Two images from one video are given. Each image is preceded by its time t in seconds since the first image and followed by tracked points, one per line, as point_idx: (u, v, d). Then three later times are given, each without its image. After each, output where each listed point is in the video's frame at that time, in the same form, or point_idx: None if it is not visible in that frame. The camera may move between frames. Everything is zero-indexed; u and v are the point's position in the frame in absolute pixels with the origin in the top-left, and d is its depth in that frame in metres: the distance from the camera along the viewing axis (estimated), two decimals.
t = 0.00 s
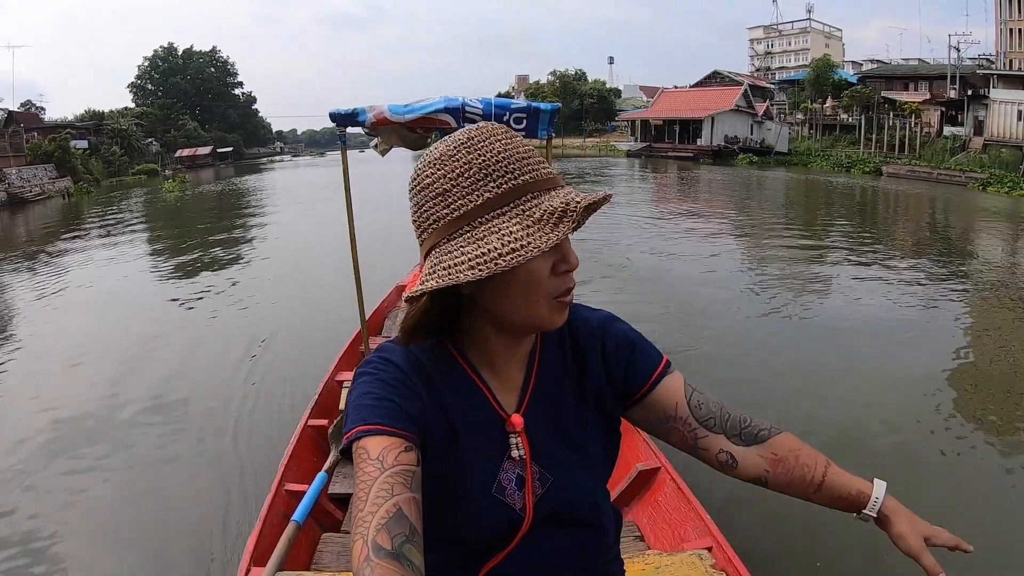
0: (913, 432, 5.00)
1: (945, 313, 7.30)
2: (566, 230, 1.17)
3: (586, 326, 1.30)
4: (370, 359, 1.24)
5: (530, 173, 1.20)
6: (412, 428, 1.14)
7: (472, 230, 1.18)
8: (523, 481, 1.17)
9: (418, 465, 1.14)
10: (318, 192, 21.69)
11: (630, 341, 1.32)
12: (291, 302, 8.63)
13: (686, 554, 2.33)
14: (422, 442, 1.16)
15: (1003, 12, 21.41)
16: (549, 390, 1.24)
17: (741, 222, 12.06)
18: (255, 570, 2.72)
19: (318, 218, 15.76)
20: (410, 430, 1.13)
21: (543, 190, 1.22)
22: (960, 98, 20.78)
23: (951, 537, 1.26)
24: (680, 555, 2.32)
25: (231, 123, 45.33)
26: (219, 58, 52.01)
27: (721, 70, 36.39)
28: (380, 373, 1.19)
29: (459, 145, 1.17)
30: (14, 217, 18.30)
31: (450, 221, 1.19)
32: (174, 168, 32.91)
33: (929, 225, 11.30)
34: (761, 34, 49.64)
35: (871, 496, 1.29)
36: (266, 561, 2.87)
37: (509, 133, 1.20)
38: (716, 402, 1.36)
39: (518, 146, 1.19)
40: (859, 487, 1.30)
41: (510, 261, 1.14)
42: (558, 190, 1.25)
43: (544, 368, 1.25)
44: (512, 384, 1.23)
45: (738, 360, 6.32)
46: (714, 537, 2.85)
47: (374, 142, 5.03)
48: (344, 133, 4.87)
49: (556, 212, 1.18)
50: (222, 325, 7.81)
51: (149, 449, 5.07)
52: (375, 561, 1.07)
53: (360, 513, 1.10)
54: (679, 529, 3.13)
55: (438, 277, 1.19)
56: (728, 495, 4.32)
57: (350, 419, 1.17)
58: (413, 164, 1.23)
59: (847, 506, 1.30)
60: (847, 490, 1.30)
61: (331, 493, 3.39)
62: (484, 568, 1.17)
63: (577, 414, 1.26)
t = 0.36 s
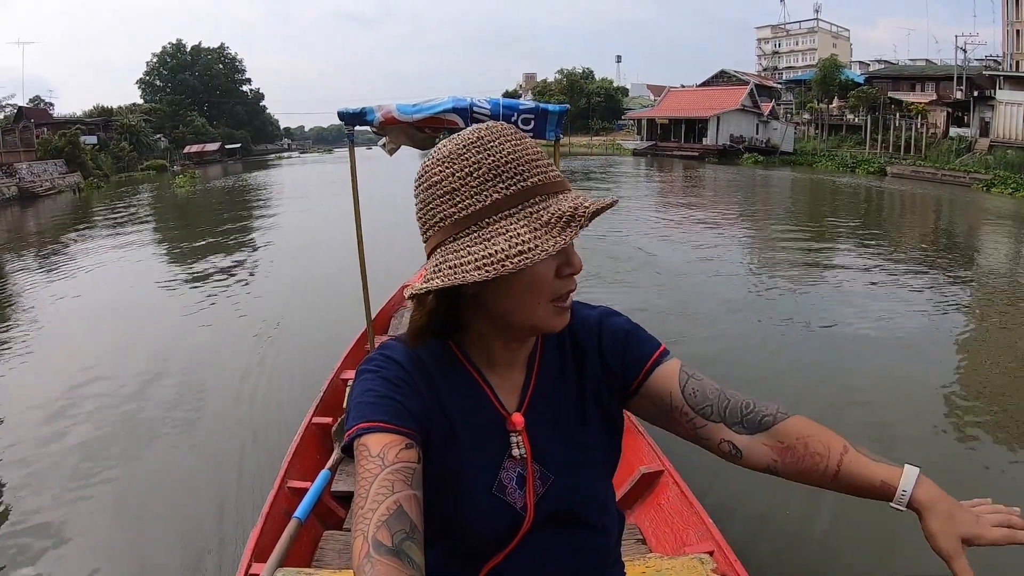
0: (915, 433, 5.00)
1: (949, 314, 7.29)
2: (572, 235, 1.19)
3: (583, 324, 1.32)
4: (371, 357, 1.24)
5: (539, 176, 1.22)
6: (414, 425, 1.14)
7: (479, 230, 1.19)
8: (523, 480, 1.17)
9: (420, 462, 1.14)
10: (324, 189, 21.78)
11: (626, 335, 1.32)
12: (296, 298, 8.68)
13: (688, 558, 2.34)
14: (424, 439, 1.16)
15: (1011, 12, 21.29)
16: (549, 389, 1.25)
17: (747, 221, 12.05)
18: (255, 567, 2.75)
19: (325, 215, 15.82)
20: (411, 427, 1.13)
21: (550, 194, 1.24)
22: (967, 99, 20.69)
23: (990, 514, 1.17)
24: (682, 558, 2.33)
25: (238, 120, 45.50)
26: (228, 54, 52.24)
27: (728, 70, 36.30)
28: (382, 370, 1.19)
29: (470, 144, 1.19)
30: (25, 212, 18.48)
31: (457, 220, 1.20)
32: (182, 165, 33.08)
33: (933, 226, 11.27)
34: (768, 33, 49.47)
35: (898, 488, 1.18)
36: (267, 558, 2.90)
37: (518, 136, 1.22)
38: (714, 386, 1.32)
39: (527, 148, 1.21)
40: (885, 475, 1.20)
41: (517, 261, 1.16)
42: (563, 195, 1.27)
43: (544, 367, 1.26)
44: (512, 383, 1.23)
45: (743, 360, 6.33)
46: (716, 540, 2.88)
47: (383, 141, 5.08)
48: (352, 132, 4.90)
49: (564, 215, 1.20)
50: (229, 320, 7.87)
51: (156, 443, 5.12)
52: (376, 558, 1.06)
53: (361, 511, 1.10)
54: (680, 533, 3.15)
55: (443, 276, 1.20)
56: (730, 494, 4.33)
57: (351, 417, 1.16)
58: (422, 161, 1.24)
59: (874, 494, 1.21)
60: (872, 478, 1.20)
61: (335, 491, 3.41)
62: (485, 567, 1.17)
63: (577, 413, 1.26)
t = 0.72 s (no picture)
0: (918, 435, 5.01)
1: (954, 316, 7.28)
2: (523, 270, 1.17)
3: (587, 344, 1.33)
4: (376, 362, 1.29)
5: (525, 200, 1.23)
6: (411, 433, 1.20)
7: (458, 240, 1.26)
8: (520, 498, 1.20)
9: (416, 470, 1.20)
10: (331, 187, 21.88)
11: (634, 359, 1.32)
12: (302, 297, 8.74)
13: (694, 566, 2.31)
14: (421, 447, 1.22)
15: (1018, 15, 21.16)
16: (551, 406, 1.27)
17: (752, 222, 12.05)
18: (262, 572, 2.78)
19: (332, 214, 15.91)
20: (409, 435, 1.20)
21: (531, 221, 1.24)
22: (973, 101, 20.58)
23: None
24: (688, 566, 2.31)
25: (247, 118, 45.73)
26: (237, 53, 52.53)
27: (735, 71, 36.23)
28: (383, 377, 1.25)
29: (465, 155, 1.24)
30: (37, 208, 18.68)
31: (442, 226, 1.28)
32: (190, 163, 33.29)
33: (939, 228, 11.22)
34: (776, 34, 49.33)
35: None
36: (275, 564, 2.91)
37: (522, 156, 1.22)
38: (676, 450, 1.27)
39: (519, 170, 1.21)
40: None
41: (463, 280, 1.21)
42: (552, 223, 1.25)
43: (547, 381, 1.29)
44: (512, 399, 1.27)
45: (748, 360, 6.34)
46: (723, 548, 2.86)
47: (390, 145, 5.13)
48: (358, 136, 4.96)
49: (522, 249, 1.18)
50: (235, 318, 7.93)
51: (165, 439, 5.19)
52: (370, 565, 1.13)
53: (359, 516, 1.17)
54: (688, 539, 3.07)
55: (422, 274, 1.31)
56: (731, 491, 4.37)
57: (352, 421, 1.23)
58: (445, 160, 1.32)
59: None
60: None
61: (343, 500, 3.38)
62: None
63: (575, 434, 1.28)
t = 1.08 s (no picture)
0: (922, 437, 5.01)
1: (960, 319, 7.27)
2: (563, 252, 1.18)
3: (598, 338, 1.35)
4: (384, 357, 1.29)
5: (549, 187, 1.25)
6: (419, 427, 1.20)
7: (478, 231, 1.26)
8: (531, 491, 1.21)
9: (424, 464, 1.20)
10: (337, 188, 21.96)
11: (645, 358, 1.34)
12: (309, 296, 8.81)
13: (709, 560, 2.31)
14: (429, 439, 1.22)
15: None
16: (561, 399, 1.28)
17: (758, 225, 12.04)
18: (277, 568, 2.76)
19: (338, 214, 15.99)
20: (416, 429, 1.19)
21: (557, 207, 1.25)
22: (978, 104, 20.54)
23: None
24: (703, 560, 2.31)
25: (254, 119, 45.95)
26: (244, 53, 52.80)
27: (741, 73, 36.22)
28: (390, 370, 1.25)
29: (480, 144, 1.24)
30: (47, 206, 18.82)
31: (461, 220, 1.27)
32: (198, 163, 33.49)
33: (943, 231, 11.22)
34: (781, 37, 49.28)
35: None
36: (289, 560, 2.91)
37: (538, 144, 1.24)
38: (692, 450, 1.31)
39: (539, 157, 1.23)
40: None
41: (493, 270, 1.20)
42: (575, 210, 1.27)
43: (558, 373, 1.29)
44: (521, 392, 1.27)
45: (754, 362, 6.35)
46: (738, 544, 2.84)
47: (401, 141, 5.17)
48: (371, 132, 5.00)
49: (557, 233, 1.19)
50: (242, 317, 7.97)
51: (174, 437, 5.23)
52: (377, 559, 1.14)
53: (365, 511, 1.18)
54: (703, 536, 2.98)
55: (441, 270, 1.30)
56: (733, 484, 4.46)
57: (359, 415, 1.23)
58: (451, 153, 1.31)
59: None
60: None
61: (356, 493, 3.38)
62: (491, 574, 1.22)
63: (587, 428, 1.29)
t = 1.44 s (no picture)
0: (918, 440, 5.03)
1: (958, 325, 7.28)
2: (614, 218, 1.26)
3: (604, 322, 1.33)
4: (385, 352, 1.27)
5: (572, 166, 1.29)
6: (427, 419, 1.18)
7: (532, 216, 1.21)
8: (538, 475, 1.20)
9: (432, 455, 1.18)
10: (339, 188, 22.02)
11: (650, 342, 1.35)
12: (311, 296, 8.84)
13: (708, 555, 2.32)
14: (435, 432, 1.19)
15: None
16: (566, 385, 1.27)
17: (758, 229, 12.07)
18: (277, 560, 2.76)
19: (340, 214, 16.03)
20: (424, 420, 1.17)
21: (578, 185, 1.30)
22: (977, 112, 20.59)
23: None
24: (702, 555, 2.32)
25: (257, 119, 46.05)
26: (249, 53, 52.97)
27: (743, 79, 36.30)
28: (394, 364, 1.22)
29: (505, 135, 1.22)
30: (50, 203, 18.90)
31: (506, 208, 1.21)
32: (201, 162, 33.58)
33: (943, 237, 11.24)
34: (783, 43, 49.36)
35: (864, 544, 1.23)
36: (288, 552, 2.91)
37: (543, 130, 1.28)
38: (725, 412, 1.38)
39: (557, 140, 1.27)
40: (855, 530, 1.25)
41: (576, 245, 1.19)
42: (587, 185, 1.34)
43: (561, 359, 1.28)
44: (527, 381, 1.26)
45: (754, 365, 6.36)
46: (737, 538, 2.75)
47: (403, 140, 5.18)
48: (373, 130, 5.01)
49: (607, 201, 1.28)
50: (244, 316, 7.99)
51: (175, 434, 5.24)
52: (390, 549, 1.10)
53: (375, 503, 1.14)
54: (701, 532, 3.02)
55: (499, 265, 1.19)
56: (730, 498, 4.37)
57: (363, 411, 1.21)
58: (449, 154, 1.24)
59: (842, 542, 1.26)
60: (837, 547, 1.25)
61: (356, 486, 3.38)
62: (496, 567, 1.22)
63: (592, 414, 1.29)
